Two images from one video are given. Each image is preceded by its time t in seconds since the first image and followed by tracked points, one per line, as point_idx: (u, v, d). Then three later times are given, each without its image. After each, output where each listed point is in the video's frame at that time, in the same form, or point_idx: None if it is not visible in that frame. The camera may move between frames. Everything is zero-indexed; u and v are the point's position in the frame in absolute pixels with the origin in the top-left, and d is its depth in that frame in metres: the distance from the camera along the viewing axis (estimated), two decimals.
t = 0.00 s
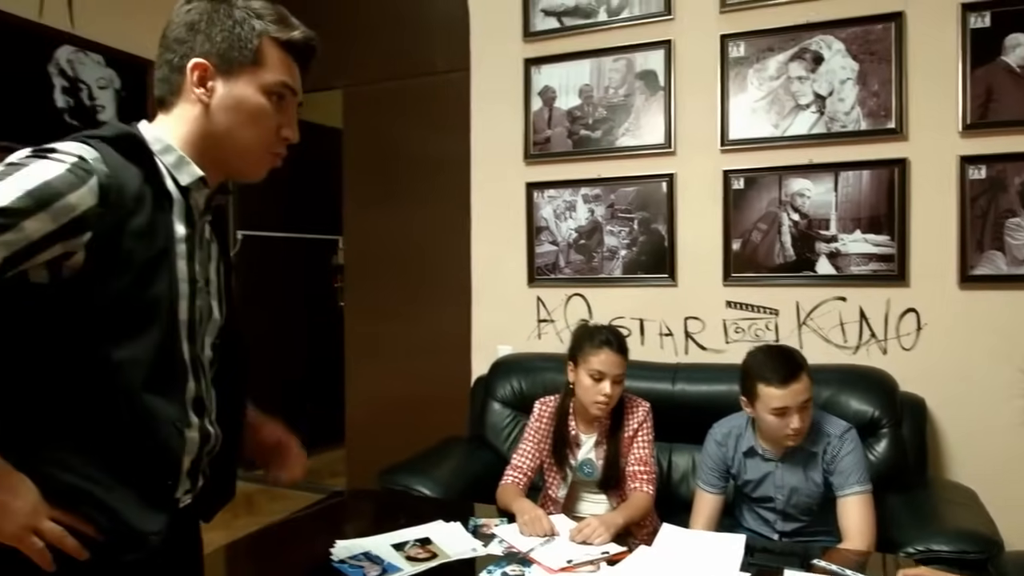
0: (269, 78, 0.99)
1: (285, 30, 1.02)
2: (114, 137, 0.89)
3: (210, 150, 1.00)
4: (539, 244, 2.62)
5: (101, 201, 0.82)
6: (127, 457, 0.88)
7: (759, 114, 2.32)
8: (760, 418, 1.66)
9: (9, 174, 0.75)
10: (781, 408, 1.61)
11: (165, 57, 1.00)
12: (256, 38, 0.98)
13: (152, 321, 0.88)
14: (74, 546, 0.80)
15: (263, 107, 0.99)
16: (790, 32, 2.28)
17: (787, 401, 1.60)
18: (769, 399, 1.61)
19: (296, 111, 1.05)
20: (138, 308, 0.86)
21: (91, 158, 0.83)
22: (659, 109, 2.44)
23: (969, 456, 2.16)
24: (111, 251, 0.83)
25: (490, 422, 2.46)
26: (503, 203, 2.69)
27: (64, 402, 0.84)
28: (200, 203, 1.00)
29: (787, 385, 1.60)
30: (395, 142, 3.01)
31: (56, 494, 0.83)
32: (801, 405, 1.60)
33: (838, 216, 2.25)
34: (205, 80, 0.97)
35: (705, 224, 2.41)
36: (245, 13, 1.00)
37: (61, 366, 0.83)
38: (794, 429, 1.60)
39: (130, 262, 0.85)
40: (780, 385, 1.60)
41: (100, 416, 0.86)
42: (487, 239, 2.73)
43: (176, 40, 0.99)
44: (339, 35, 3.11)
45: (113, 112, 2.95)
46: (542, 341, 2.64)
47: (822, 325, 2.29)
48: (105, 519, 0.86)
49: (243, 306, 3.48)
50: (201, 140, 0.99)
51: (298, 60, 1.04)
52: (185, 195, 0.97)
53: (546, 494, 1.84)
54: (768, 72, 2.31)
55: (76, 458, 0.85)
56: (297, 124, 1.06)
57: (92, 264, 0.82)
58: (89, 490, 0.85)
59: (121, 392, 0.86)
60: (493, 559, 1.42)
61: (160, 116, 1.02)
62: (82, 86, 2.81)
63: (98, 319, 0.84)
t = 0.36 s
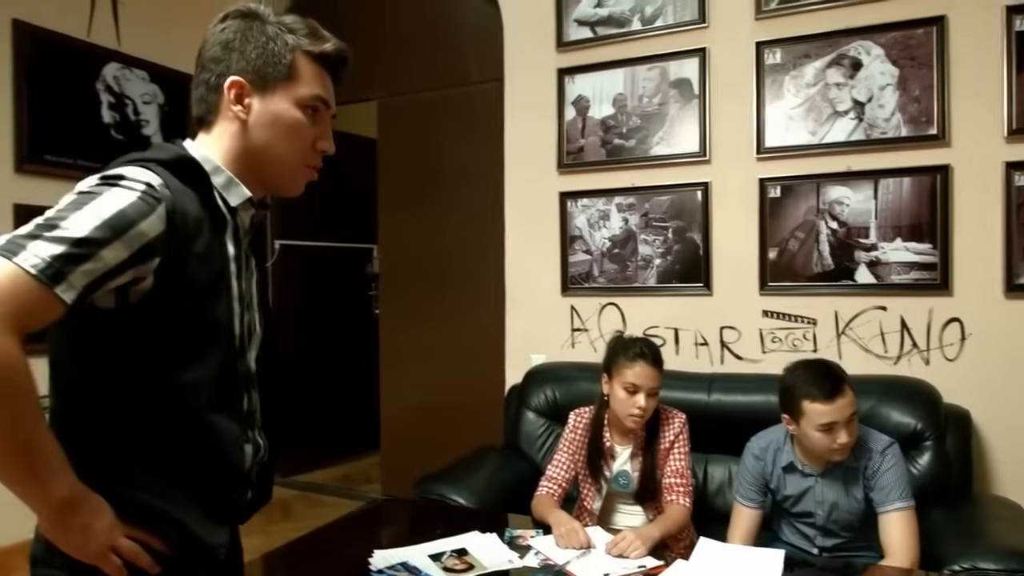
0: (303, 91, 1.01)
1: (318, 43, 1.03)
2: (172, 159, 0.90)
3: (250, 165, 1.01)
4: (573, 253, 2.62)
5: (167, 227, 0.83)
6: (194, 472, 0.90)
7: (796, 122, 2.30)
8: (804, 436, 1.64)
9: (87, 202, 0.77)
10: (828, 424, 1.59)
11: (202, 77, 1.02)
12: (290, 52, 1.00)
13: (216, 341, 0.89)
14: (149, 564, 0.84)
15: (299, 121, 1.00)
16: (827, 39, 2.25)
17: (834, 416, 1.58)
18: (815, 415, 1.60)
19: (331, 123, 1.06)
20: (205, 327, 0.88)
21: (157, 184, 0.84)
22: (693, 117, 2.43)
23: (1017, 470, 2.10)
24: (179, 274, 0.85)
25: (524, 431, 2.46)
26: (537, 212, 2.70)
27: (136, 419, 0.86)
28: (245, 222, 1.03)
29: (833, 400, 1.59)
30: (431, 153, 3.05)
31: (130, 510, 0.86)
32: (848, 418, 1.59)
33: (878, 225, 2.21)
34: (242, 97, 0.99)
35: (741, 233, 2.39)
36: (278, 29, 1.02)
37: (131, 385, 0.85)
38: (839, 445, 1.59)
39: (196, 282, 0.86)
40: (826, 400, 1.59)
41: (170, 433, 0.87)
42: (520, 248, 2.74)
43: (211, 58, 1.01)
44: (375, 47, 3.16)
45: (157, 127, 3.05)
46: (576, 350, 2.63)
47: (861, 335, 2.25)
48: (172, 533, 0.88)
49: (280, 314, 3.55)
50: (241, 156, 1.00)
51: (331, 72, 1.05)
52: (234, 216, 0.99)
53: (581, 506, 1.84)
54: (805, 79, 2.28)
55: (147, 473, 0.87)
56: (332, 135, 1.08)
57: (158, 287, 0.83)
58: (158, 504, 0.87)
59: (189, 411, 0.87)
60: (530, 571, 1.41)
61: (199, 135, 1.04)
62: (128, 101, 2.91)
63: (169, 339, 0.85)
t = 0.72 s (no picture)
0: (325, 105, 0.97)
1: (337, 56, 1.00)
2: (201, 177, 0.85)
3: (268, 180, 0.97)
4: (593, 262, 2.62)
5: (211, 248, 0.78)
6: (248, 492, 0.86)
7: (818, 131, 2.28)
8: (829, 448, 1.63)
9: (141, 229, 0.71)
10: (854, 436, 1.57)
11: (218, 89, 0.98)
12: (310, 65, 0.96)
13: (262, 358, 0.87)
14: None
15: (318, 136, 0.97)
16: (851, 47, 2.23)
17: (861, 427, 1.57)
18: (841, 427, 1.59)
19: (348, 137, 1.03)
20: (253, 342, 0.85)
21: (198, 207, 0.79)
22: (714, 126, 2.42)
23: None
24: (223, 293, 0.81)
25: (544, 440, 2.46)
26: (557, 220, 2.70)
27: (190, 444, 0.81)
28: (265, 236, 1.01)
29: (860, 412, 1.57)
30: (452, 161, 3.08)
31: (185, 531, 0.83)
32: (876, 430, 1.57)
33: (902, 234, 2.18)
34: (262, 110, 0.94)
35: (763, 243, 2.38)
36: (297, 41, 0.98)
37: (183, 409, 0.80)
38: (866, 458, 1.57)
39: (246, 297, 0.84)
40: (853, 412, 1.58)
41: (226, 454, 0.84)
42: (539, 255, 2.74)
43: (229, 71, 0.97)
44: (396, 57, 3.18)
45: (182, 136, 3.10)
46: (596, 359, 2.63)
47: (885, 345, 2.22)
48: (229, 553, 0.86)
49: (302, 321, 3.58)
50: (259, 171, 0.96)
51: (349, 86, 1.02)
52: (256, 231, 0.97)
53: (602, 517, 1.84)
54: (828, 87, 2.27)
55: (202, 496, 0.83)
56: (348, 149, 1.04)
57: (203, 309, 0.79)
58: (212, 528, 0.84)
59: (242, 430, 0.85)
60: None
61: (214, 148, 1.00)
62: (154, 111, 2.97)
63: (220, 359, 0.82)
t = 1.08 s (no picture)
0: (351, 122, 0.96)
1: (365, 73, 0.98)
2: (234, 192, 0.84)
3: (294, 193, 0.95)
4: (608, 267, 2.62)
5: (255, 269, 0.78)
6: (283, 504, 0.89)
7: (836, 137, 2.27)
8: (847, 457, 1.62)
9: (196, 253, 0.71)
10: (872, 446, 1.56)
11: (240, 93, 0.92)
12: (342, 83, 0.94)
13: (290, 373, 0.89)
14: None
15: (342, 154, 0.96)
16: (869, 52, 2.22)
17: (879, 437, 1.56)
18: (859, 436, 1.58)
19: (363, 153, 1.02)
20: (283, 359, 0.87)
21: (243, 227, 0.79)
22: (731, 131, 2.41)
23: None
24: (266, 311, 0.81)
25: (558, 445, 2.46)
26: (572, 225, 2.70)
27: (238, 464, 0.82)
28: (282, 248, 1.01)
29: (878, 422, 1.56)
30: (468, 167, 3.09)
31: (237, 557, 0.83)
32: (894, 440, 1.56)
33: (921, 240, 2.16)
34: (293, 124, 0.91)
35: (779, 249, 2.36)
36: (327, 54, 0.95)
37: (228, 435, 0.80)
38: (886, 467, 1.56)
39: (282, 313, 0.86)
40: (871, 422, 1.57)
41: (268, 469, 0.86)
42: (554, 260, 2.74)
43: (255, 77, 0.91)
44: (411, 62, 3.19)
45: (200, 141, 3.13)
46: (611, 364, 2.62)
47: (904, 353, 2.20)
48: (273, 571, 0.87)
49: (317, 324, 3.60)
50: (286, 185, 0.94)
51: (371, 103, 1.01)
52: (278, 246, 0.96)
53: (618, 524, 1.84)
54: (846, 92, 2.25)
55: (247, 516, 0.84)
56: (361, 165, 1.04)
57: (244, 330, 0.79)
58: (256, 545, 0.85)
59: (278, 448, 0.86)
60: None
61: (230, 154, 0.95)
62: (172, 117, 3.00)
63: (257, 378, 0.82)
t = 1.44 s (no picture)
0: (368, 138, 0.97)
1: (382, 90, 0.99)
2: (265, 206, 0.85)
3: (312, 207, 0.94)
4: (619, 272, 2.61)
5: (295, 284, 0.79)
6: (317, 524, 0.88)
7: (848, 141, 2.26)
8: (861, 462, 1.61)
9: (252, 273, 0.72)
10: (886, 453, 1.55)
11: (265, 105, 0.89)
12: (366, 101, 0.94)
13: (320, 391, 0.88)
14: None
15: (356, 169, 0.97)
16: (881, 56, 2.21)
17: (893, 444, 1.55)
18: (873, 442, 1.57)
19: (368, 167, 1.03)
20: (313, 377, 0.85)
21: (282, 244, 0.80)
22: (742, 136, 2.41)
23: None
24: (298, 327, 0.81)
25: (569, 450, 2.45)
26: (582, 230, 2.69)
27: (272, 485, 0.80)
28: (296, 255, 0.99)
29: (892, 429, 1.55)
30: (479, 171, 3.10)
31: None
32: (908, 448, 1.55)
33: (935, 245, 2.15)
34: (322, 142, 0.90)
35: (791, 254, 2.35)
36: (351, 70, 0.94)
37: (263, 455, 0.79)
38: (899, 474, 1.55)
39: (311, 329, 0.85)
40: (884, 429, 1.56)
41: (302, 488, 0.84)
42: (564, 264, 2.73)
43: (285, 90, 0.88)
44: (421, 67, 3.20)
45: (211, 146, 3.15)
46: (622, 369, 2.62)
47: (917, 358, 2.19)
48: None
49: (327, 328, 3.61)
50: (306, 200, 0.93)
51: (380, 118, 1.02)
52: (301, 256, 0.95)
53: (630, 530, 1.84)
54: (858, 97, 2.24)
55: (282, 538, 0.83)
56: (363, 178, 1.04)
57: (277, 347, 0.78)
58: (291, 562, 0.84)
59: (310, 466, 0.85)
60: None
61: (246, 164, 0.92)
62: (184, 123, 3.02)
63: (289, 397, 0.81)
